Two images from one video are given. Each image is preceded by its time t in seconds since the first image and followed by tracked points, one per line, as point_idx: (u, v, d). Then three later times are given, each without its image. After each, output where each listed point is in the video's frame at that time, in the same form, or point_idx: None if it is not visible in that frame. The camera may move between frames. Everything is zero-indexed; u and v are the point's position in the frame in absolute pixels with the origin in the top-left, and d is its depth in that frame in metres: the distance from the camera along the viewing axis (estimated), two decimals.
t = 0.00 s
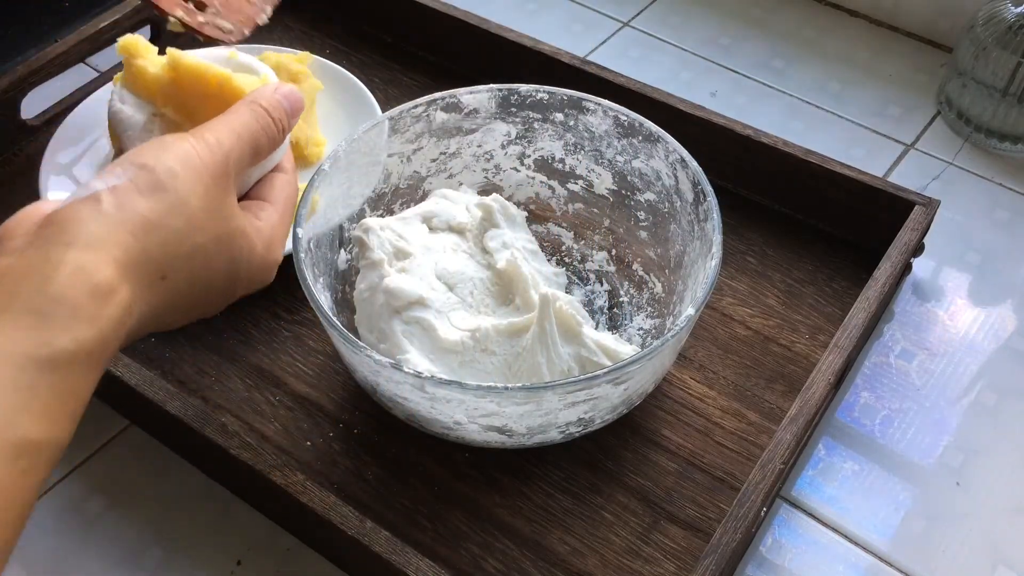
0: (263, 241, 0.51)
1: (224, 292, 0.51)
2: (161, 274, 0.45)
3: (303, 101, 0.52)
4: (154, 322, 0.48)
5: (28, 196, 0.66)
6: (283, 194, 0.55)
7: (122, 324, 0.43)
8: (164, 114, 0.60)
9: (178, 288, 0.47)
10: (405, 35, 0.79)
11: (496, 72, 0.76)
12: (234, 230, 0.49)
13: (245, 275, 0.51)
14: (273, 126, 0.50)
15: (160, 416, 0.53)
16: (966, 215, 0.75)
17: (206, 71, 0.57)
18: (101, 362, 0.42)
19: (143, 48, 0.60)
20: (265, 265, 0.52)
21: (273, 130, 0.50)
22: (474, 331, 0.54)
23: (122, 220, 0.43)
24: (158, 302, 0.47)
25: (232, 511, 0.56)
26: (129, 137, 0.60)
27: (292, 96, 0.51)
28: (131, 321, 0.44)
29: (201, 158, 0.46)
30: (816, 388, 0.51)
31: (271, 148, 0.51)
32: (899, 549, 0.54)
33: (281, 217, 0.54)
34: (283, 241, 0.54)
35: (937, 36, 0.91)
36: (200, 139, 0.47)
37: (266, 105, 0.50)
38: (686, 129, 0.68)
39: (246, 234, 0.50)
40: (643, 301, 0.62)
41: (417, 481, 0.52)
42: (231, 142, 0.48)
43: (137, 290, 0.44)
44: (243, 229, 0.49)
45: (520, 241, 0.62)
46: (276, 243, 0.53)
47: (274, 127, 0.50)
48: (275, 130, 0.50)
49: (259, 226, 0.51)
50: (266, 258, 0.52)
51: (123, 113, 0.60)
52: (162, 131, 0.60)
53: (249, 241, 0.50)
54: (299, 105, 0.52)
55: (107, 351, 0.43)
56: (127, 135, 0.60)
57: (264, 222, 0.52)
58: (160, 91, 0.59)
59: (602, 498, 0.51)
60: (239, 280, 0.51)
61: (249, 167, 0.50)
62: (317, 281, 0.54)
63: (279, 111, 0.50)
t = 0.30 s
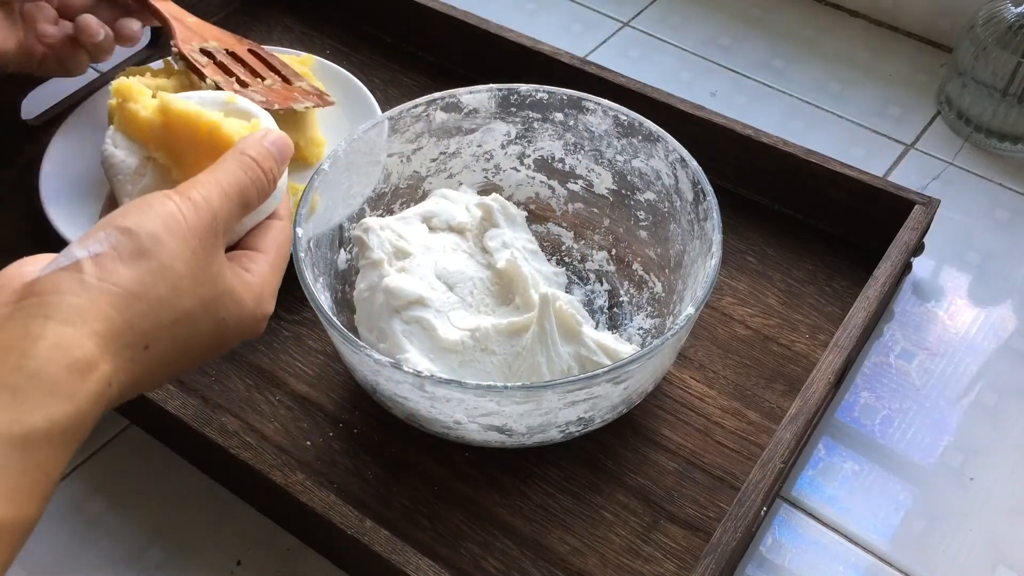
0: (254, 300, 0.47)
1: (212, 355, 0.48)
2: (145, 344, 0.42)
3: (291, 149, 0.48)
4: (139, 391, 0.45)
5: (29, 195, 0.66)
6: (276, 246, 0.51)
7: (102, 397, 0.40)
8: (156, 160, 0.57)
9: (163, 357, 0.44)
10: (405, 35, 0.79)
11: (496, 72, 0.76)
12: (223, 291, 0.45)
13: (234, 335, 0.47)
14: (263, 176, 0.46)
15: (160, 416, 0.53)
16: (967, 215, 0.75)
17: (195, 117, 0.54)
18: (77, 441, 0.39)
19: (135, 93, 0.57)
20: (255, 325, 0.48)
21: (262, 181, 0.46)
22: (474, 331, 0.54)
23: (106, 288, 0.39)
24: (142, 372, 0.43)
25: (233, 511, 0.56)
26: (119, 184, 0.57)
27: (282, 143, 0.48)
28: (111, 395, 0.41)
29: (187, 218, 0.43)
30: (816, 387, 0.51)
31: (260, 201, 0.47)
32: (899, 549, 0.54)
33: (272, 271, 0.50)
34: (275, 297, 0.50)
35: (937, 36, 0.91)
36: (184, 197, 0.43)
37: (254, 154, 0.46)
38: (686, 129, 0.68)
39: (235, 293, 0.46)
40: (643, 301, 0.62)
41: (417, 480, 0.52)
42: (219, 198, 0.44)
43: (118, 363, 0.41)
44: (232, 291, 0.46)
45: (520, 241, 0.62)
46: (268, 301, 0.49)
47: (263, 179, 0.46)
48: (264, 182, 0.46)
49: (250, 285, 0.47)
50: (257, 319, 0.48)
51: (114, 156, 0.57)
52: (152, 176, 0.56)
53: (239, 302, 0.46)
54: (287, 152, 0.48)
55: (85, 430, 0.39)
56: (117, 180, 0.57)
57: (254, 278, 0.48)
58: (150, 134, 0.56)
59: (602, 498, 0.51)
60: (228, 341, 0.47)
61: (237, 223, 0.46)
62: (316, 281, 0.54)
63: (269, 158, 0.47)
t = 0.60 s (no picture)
0: (271, 287, 0.46)
1: (228, 342, 0.46)
2: (150, 341, 0.41)
3: (306, 133, 0.46)
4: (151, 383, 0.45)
5: (29, 195, 0.66)
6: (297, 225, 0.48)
7: (104, 397, 0.40)
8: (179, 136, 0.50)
9: (172, 352, 0.43)
10: (405, 35, 0.79)
11: (496, 72, 0.76)
12: (236, 282, 0.43)
13: (250, 324, 0.46)
14: (279, 162, 0.44)
15: (160, 416, 0.53)
16: (967, 215, 0.75)
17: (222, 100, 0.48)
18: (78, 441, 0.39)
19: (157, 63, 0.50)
20: (272, 312, 0.47)
21: (278, 167, 0.44)
22: (474, 331, 0.54)
23: (109, 286, 0.39)
24: (150, 368, 0.43)
25: (233, 511, 0.56)
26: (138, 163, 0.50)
27: (298, 129, 0.46)
28: (116, 393, 0.41)
29: (195, 207, 0.41)
30: (816, 388, 0.51)
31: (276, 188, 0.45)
32: (899, 548, 0.54)
33: (294, 254, 0.47)
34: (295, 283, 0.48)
35: (937, 36, 0.91)
36: (194, 186, 0.41)
37: (269, 141, 0.44)
38: (686, 129, 0.68)
39: (250, 282, 0.44)
40: (643, 301, 0.62)
41: (417, 480, 0.52)
42: (232, 185, 0.42)
43: (123, 361, 0.40)
44: (246, 281, 0.44)
45: (520, 241, 0.62)
46: (286, 286, 0.47)
47: (279, 165, 0.44)
48: (281, 167, 0.44)
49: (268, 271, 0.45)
50: (274, 305, 0.46)
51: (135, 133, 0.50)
52: (174, 154, 0.50)
53: (254, 291, 0.45)
54: (302, 137, 0.46)
55: (85, 429, 0.39)
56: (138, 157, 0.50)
57: (274, 263, 0.46)
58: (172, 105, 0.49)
59: (602, 498, 0.51)
60: (244, 329, 0.46)
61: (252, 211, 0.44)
62: (317, 281, 0.54)
63: (284, 144, 0.45)
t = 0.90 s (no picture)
0: (251, 289, 0.42)
1: (209, 343, 0.44)
2: (105, 337, 0.39)
3: (297, 146, 0.43)
4: (127, 379, 0.43)
5: (29, 195, 0.66)
6: (295, 230, 0.45)
7: (55, 393, 0.39)
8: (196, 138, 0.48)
9: (137, 348, 0.41)
10: (405, 35, 0.79)
11: (497, 72, 0.76)
12: (204, 282, 0.41)
13: (232, 324, 0.43)
14: (256, 171, 0.41)
15: (160, 415, 0.53)
16: (967, 215, 0.75)
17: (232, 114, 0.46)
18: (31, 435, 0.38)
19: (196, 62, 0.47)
20: (257, 314, 0.44)
21: (256, 177, 0.42)
22: (474, 331, 0.54)
23: (58, 280, 0.37)
24: (117, 363, 0.41)
25: (233, 511, 0.56)
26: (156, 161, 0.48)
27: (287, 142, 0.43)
28: (72, 387, 0.39)
29: (151, 206, 0.39)
30: (816, 388, 0.51)
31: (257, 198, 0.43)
32: (899, 549, 0.54)
33: (286, 261, 0.45)
34: (282, 287, 0.44)
35: (937, 36, 0.91)
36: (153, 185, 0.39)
37: (248, 149, 0.42)
38: (686, 129, 0.68)
39: (220, 279, 0.41)
40: (643, 301, 0.62)
41: (417, 480, 0.52)
42: (196, 189, 0.40)
43: (76, 357, 0.39)
44: (219, 280, 0.41)
45: (520, 241, 0.62)
46: (271, 291, 0.44)
47: (256, 172, 0.42)
48: (259, 178, 0.42)
49: (245, 271, 0.42)
50: (256, 307, 0.43)
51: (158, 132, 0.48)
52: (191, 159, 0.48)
53: (228, 293, 0.42)
54: (289, 148, 0.43)
55: (36, 424, 0.38)
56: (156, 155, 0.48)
57: (255, 264, 0.43)
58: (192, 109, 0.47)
59: (603, 498, 0.51)
60: (224, 330, 0.44)
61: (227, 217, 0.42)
62: (317, 281, 0.54)
63: (264, 152, 0.42)
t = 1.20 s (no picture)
0: (290, 330, 0.39)
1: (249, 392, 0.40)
2: (134, 386, 0.35)
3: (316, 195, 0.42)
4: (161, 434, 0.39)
5: (29, 195, 0.66)
6: (330, 275, 0.42)
7: (78, 449, 0.34)
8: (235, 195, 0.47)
9: (170, 398, 0.37)
10: (405, 35, 0.79)
11: (496, 72, 0.76)
12: (238, 322, 0.37)
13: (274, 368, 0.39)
14: (276, 223, 0.40)
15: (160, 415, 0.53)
16: (967, 215, 0.75)
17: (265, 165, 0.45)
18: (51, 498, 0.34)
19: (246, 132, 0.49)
20: (301, 359, 0.40)
21: (276, 227, 0.40)
22: (474, 331, 0.54)
23: (79, 324, 0.34)
24: (150, 418, 0.37)
25: (233, 511, 0.56)
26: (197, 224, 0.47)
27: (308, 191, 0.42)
28: (99, 445, 0.35)
29: (176, 250, 0.36)
30: (816, 387, 0.51)
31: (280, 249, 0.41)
32: (899, 549, 0.54)
33: (327, 308, 0.41)
34: (325, 331, 0.41)
35: (937, 36, 0.91)
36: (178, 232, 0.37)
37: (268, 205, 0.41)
38: (686, 129, 0.68)
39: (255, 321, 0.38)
40: (643, 301, 0.62)
41: (418, 480, 0.52)
42: (219, 236, 0.38)
43: (102, 408, 0.34)
44: (254, 322, 0.38)
45: (519, 241, 0.62)
46: (314, 336, 0.40)
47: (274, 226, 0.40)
48: (280, 229, 0.40)
49: (281, 313, 0.39)
50: (299, 352, 0.40)
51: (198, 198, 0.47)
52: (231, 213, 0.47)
53: (265, 337, 0.38)
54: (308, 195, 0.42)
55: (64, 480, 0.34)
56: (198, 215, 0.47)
57: (291, 305, 0.39)
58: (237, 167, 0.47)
59: (603, 499, 0.51)
60: (266, 377, 0.39)
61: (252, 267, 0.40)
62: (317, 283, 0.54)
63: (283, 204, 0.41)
